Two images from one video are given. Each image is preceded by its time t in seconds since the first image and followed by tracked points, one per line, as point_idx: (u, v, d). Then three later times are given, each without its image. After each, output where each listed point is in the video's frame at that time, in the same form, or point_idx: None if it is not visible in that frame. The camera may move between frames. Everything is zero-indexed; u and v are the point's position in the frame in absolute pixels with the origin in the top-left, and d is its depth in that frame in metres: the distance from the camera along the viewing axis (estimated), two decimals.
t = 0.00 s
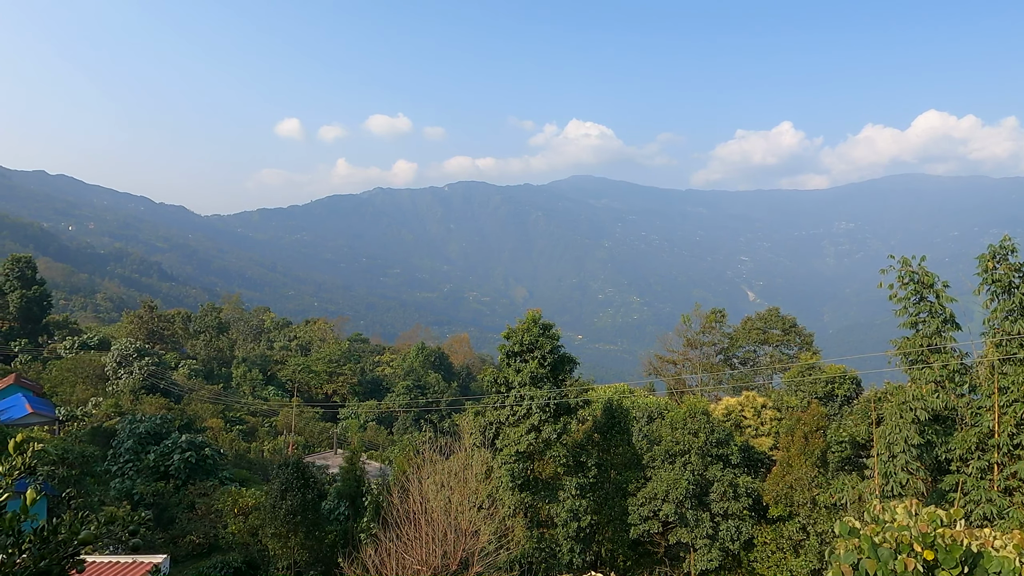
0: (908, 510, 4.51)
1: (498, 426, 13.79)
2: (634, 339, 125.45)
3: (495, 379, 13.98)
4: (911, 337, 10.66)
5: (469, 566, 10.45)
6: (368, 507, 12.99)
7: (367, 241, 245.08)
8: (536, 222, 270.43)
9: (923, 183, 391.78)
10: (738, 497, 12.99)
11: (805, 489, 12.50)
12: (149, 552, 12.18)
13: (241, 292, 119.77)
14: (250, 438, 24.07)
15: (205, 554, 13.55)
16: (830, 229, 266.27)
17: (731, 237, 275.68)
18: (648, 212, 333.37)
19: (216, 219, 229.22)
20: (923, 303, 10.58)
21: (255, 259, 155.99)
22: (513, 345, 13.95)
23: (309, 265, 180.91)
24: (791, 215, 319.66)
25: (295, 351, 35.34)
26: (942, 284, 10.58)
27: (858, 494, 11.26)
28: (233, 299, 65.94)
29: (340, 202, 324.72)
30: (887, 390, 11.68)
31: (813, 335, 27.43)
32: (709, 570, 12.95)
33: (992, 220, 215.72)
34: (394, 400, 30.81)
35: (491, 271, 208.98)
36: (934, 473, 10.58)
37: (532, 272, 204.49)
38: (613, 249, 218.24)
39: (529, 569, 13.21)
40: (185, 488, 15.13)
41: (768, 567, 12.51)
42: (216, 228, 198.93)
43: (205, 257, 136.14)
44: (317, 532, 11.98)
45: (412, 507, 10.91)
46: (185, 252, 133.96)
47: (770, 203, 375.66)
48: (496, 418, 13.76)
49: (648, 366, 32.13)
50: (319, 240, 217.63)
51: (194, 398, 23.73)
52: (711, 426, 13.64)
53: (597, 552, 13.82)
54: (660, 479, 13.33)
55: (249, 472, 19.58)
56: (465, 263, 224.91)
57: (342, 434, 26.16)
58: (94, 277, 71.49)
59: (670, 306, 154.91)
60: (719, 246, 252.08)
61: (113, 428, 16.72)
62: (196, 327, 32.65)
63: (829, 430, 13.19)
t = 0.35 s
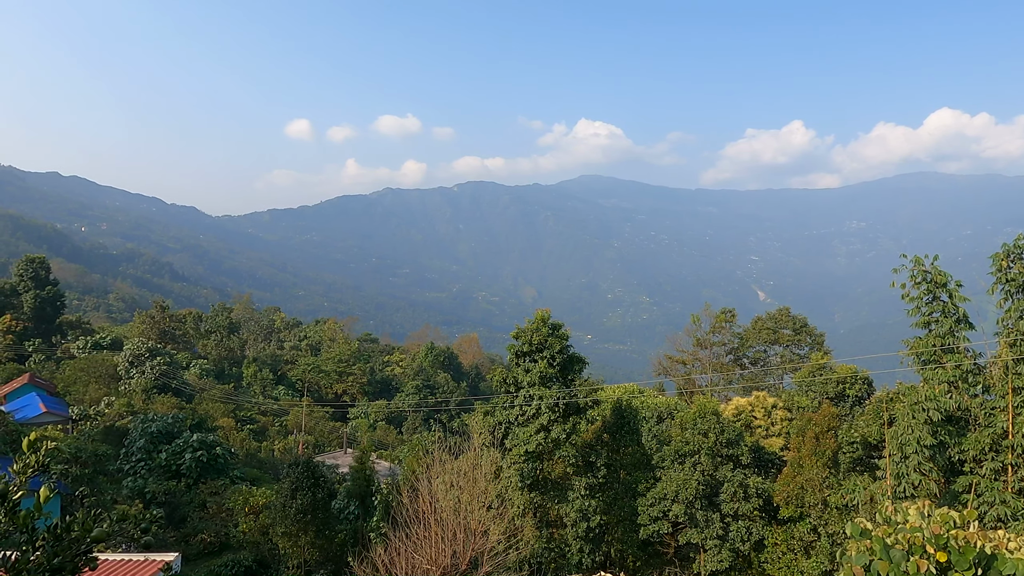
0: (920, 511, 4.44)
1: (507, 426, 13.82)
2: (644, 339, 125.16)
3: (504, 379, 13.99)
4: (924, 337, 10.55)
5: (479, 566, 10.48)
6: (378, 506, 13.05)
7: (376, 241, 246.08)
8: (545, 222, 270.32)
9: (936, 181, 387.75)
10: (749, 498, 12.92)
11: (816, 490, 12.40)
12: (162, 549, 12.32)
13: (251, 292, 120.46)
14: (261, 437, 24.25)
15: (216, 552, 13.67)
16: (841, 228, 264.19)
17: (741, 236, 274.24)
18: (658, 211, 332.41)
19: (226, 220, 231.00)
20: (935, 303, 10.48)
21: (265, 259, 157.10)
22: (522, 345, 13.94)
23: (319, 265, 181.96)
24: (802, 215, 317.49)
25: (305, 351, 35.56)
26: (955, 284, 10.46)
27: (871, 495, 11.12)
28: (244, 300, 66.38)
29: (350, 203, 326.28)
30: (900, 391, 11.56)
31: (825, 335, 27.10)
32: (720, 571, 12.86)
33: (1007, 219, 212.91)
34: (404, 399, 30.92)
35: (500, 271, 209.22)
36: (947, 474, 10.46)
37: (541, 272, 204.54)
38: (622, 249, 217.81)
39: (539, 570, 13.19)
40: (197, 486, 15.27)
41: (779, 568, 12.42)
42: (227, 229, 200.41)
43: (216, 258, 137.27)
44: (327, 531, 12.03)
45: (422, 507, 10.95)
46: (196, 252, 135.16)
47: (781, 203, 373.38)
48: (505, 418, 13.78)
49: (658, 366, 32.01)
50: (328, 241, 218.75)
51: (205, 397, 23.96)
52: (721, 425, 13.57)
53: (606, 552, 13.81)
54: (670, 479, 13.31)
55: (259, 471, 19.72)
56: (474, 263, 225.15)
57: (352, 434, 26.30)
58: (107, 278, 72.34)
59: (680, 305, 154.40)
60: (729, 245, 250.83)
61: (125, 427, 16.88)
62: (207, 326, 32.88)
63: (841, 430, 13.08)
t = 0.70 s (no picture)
0: (933, 513, 4.39)
1: (516, 426, 13.84)
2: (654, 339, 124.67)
3: (513, 380, 14.00)
4: (937, 336, 10.45)
5: (488, 566, 10.50)
6: (387, 506, 13.10)
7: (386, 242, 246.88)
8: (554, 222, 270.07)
9: (949, 180, 383.57)
10: (759, 498, 12.84)
11: (827, 491, 12.34)
12: (173, 550, 12.46)
13: (261, 293, 121.30)
14: (271, 436, 24.39)
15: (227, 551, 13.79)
16: (852, 228, 262.10)
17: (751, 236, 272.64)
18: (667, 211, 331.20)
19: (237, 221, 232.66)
20: (948, 302, 10.36)
21: (275, 260, 158.18)
22: (531, 346, 13.95)
23: (328, 265, 182.74)
24: (813, 214, 315.13)
25: (315, 351, 35.82)
26: (968, 283, 10.36)
27: (883, 496, 10.99)
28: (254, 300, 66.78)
29: (359, 204, 327.61)
30: (912, 390, 11.43)
31: (835, 335, 26.80)
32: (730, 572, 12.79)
33: (1023, 218, 210.02)
34: (413, 400, 31.05)
35: (509, 271, 209.50)
36: (959, 475, 10.35)
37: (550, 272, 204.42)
38: (631, 249, 217.14)
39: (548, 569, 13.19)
40: (207, 485, 15.37)
41: (790, 570, 12.34)
42: (238, 230, 201.90)
43: (226, 259, 138.35)
44: (337, 530, 12.09)
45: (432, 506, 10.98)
46: (207, 253, 136.28)
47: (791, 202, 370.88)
48: (514, 418, 13.78)
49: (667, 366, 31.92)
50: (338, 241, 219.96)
51: (216, 397, 24.17)
52: (731, 426, 13.49)
53: (616, 552, 13.76)
54: (679, 480, 13.29)
55: (270, 470, 19.89)
56: (483, 263, 225.33)
57: (362, 433, 26.42)
58: (120, 279, 73.13)
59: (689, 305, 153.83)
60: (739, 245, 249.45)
61: (138, 427, 17.03)
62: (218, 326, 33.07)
63: (853, 431, 12.93)
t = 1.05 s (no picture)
0: (948, 514, 4.34)
1: (526, 426, 13.81)
2: (664, 339, 124.10)
3: (522, 380, 13.98)
4: (951, 337, 10.31)
5: (498, 566, 10.51)
6: (397, 506, 13.14)
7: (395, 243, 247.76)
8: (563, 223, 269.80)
9: (963, 180, 379.39)
10: (770, 499, 12.75)
11: (839, 492, 12.24)
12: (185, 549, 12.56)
13: (272, 294, 122.09)
14: (282, 437, 24.54)
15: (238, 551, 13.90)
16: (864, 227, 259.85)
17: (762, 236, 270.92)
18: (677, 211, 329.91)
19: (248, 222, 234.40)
20: (963, 302, 10.23)
21: (285, 261, 159.14)
22: (541, 346, 13.92)
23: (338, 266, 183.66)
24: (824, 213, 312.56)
25: (325, 352, 36.00)
26: (983, 283, 10.22)
27: (896, 498, 10.88)
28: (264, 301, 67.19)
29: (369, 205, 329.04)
30: (926, 391, 11.30)
31: (847, 335, 26.59)
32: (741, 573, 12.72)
33: None
34: (423, 400, 31.14)
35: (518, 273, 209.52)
36: (974, 478, 10.22)
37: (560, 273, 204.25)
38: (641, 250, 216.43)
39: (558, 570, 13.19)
40: (219, 486, 15.47)
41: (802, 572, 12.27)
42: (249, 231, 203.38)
43: (238, 260, 139.41)
44: (347, 530, 12.17)
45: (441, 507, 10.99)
46: (219, 255, 137.38)
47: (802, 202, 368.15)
48: (524, 418, 13.76)
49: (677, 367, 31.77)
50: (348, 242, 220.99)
51: (228, 397, 24.35)
52: (742, 427, 13.44)
53: (626, 553, 13.75)
54: (690, 480, 13.21)
55: (281, 470, 20.02)
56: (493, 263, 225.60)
57: (372, 434, 26.54)
58: (133, 280, 73.93)
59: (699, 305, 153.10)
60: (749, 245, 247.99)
61: (150, 427, 17.18)
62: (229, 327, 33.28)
63: (864, 432, 12.81)
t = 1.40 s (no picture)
0: (961, 516, 4.29)
1: (536, 427, 13.79)
2: (675, 340, 123.60)
3: (532, 380, 13.97)
4: (965, 337, 10.22)
5: (508, 568, 10.50)
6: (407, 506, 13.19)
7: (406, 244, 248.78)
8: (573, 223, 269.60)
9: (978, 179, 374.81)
10: (782, 501, 12.65)
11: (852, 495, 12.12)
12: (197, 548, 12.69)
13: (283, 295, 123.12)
14: (293, 437, 24.69)
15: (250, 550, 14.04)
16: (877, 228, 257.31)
17: (773, 236, 269.10)
18: (687, 211, 328.43)
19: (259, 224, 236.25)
20: (977, 302, 10.14)
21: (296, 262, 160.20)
22: (551, 347, 13.91)
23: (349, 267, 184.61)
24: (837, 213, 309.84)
25: (336, 352, 36.21)
26: (998, 283, 10.11)
27: (909, 500, 10.75)
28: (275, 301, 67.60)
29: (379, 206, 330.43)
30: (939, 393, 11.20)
31: (860, 335, 26.59)
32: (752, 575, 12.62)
33: None
34: (433, 401, 31.24)
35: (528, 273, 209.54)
36: (990, 480, 10.08)
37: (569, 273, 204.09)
38: (651, 250, 215.72)
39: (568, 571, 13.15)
40: (230, 486, 15.61)
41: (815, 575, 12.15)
42: (260, 233, 204.89)
43: (249, 261, 140.55)
44: (358, 531, 12.21)
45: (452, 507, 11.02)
46: (230, 256, 138.57)
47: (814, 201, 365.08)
48: (534, 419, 13.75)
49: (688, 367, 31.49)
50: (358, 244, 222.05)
51: (240, 397, 24.58)
52: (753, 428, 13.34)
53: (637, 555, 13.72)
54: (701, 482, 13.17)
55: (292, 470, 20.16)
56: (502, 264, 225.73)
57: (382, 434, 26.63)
58: (146, 281, 74.76)
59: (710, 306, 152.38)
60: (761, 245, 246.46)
61: (163, 427, 17.38)
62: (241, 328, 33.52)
63: (878, 433, 12.65)
